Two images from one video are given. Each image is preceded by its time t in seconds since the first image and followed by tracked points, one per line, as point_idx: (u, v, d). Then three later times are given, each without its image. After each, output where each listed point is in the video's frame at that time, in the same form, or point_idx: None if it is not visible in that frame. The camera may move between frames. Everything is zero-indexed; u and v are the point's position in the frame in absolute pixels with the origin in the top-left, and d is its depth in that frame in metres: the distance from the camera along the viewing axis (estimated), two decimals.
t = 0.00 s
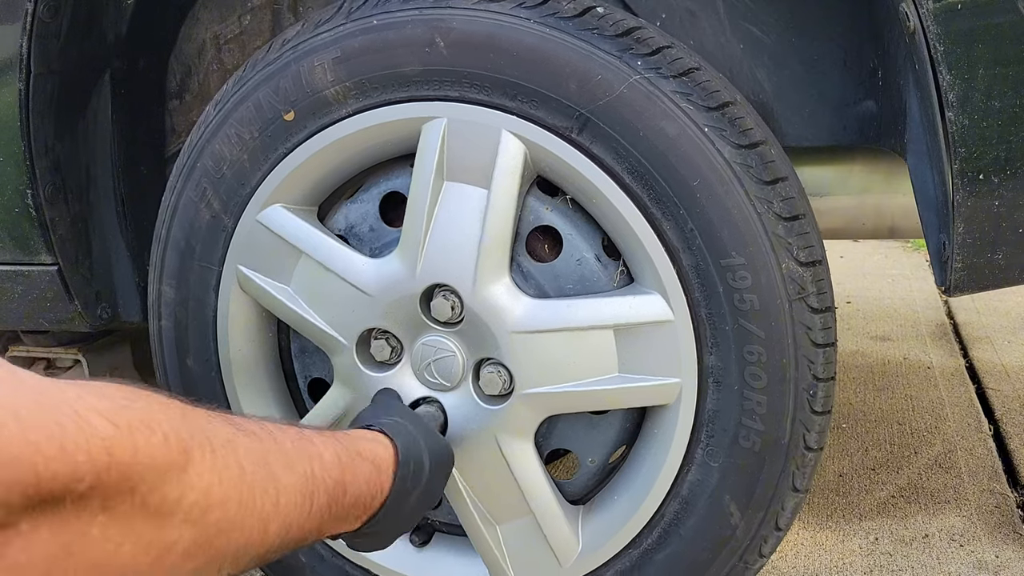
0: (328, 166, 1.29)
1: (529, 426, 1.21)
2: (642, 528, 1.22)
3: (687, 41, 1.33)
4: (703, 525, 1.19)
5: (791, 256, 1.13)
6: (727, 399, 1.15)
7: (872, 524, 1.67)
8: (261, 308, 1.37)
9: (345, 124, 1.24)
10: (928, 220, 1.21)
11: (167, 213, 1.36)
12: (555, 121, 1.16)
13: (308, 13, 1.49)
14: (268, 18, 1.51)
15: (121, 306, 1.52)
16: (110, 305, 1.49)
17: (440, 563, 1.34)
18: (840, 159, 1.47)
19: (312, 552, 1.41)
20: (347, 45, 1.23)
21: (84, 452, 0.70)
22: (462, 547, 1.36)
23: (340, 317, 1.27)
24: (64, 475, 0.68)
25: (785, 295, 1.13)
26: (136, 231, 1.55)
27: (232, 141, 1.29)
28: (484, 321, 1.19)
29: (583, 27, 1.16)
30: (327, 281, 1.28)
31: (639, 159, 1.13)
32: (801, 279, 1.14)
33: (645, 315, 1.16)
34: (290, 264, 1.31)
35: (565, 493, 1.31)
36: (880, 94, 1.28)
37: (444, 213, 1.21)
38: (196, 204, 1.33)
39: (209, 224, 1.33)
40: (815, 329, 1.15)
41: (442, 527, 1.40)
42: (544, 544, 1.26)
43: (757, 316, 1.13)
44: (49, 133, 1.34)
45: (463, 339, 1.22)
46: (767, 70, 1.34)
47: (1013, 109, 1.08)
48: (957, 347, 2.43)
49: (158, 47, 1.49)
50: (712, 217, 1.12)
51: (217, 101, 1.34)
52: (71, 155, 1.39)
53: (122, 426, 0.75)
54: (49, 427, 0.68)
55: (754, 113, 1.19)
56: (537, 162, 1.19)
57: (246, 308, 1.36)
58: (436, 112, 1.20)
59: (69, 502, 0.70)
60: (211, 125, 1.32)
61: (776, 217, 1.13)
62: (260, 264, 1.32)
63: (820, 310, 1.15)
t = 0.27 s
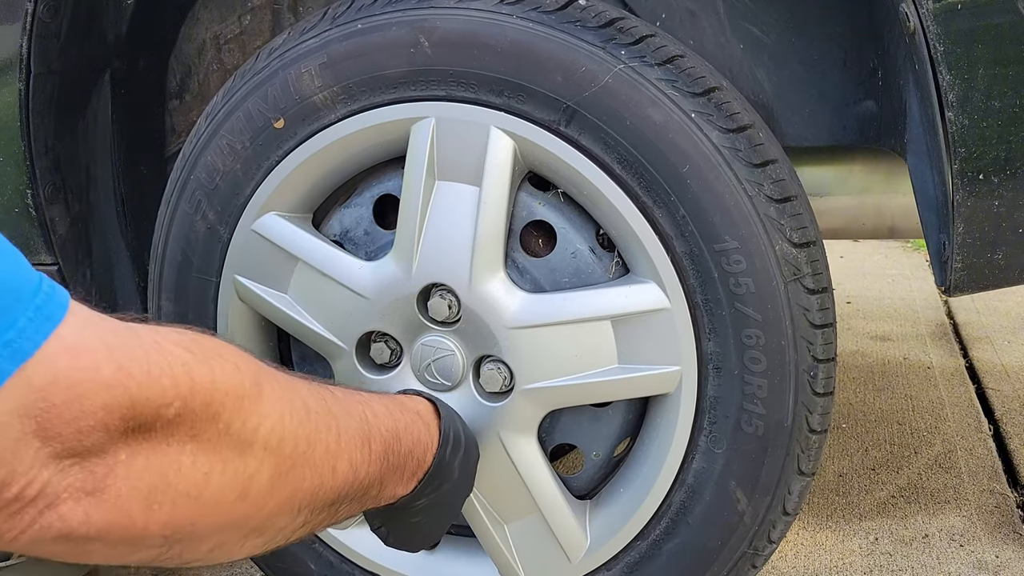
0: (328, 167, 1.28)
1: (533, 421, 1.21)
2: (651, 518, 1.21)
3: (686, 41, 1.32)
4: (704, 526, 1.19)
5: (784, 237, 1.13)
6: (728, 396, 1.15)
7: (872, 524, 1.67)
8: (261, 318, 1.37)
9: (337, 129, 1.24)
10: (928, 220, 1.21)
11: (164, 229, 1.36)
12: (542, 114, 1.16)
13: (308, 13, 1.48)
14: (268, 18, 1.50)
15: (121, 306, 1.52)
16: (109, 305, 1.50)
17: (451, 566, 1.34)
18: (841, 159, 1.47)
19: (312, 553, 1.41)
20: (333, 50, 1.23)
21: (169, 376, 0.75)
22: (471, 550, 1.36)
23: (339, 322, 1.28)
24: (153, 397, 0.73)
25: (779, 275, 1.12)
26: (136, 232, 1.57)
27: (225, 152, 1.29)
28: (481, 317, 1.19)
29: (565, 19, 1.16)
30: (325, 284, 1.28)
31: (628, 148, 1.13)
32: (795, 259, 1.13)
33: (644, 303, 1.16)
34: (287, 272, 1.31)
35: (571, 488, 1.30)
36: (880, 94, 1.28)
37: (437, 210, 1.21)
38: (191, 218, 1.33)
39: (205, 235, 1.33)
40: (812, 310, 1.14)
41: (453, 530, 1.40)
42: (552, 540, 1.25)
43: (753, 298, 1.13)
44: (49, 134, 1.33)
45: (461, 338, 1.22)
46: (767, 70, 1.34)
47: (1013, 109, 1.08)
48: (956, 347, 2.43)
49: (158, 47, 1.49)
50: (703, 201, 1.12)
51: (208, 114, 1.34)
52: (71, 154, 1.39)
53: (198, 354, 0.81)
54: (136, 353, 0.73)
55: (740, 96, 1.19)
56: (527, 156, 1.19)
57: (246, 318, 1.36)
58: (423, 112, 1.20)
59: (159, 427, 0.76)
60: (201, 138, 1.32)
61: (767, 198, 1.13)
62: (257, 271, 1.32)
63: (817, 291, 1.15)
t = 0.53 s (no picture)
0: (327, 167, 1.28)
1: (534, 418, 1.21)
2: (654, 514, 1.21)
3: (686, 41, 1.33)
4: (703, 526, 1.20)
5: (780, 229, 1.13)
6: (728, 392, 1.15)
7: (872, 524, 1.67)
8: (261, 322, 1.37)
9: (333, 131, 1.24)
10: (928, 220, 1.21)
11: (162, 236, 1.36)
12: (536, 111, 1.16)
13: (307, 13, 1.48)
14: (268, 18, 1.50)
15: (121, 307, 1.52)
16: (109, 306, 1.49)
17: (454, 566, 1.34)
18: (840, 159, 1.47)
19: (313, 553, 1.41)
20: (326, 53, 1.23)
21: (171, 374, 0.75)
22: (474, 550, 1.36)
23: (339, 322, 1.27)
24: (159, 393, 0.74)
25: (776, 265, 1.12)
26: (136, 232, 1.56)
27: (221, 157, 1.29)
28: (478, 315, 1.20)
29: (557, 17, 1.16)
30: (323, 284, 1.28)
31: (622, 143, 1.14)
32: (792, 250, 1.13)
33: (643, 299, 1.16)
34: (286, 275, 1.31)
35: (574, 485, 1.30)
36: (880, 94, 1.28)
37: (434, 208, 1.21)
38: (189, 223, 1.33)
39: (204, 241, 1.33)
40: (811, 301, 1.14)
41: (457, 530, 1.40)
42: (556, 537, 1.25)
43: (751, 290, 1.12)
44: (49, 134, 1.33)
45: (460, 338, 1.22)
46: (767, 70, 1.34)
47: (1013, 109, 1.08)
48: (957, 347, 2.43)
49: (158, 47, 1.49)
50: (698, 194, 1.12)
51: (203, 120, 1.33)
52: (71, 154, 1.38)
53: (200, 351, 0.81)
54: (141, 351, 0.73)
55: (733, 88, 1.19)
56: (522, 154, 1.19)
57: (246, 321, 1.36)
58: (417, 112, 1.20)
59: (163, 425, 0.76)
60: (197, 145, 1.32)
61: (763, 190, 1.13)
62: (256, 273, 1.32)
63: (815, 282, 1.15)
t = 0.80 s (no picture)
0: (328, 167, 1.28)
1: (534, 418, 1.21)
2: (655, 514, 1.21)
3: (686, 42, 1.33)
4: (703, 526, 1.20)
5: (780, 228, 1.13)
6: (728, 391, 1.15)
7: (872, 524, 1.67)
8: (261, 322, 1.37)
9: (333, 132, 1.24)
10: (928, 220, 1.21)
11: (162, 237, 1.36)
12: (535, 111, 1.16)
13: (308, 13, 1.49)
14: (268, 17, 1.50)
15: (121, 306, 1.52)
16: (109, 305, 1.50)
17: (454, 566, 1.34)
18: (840, 159, 1.47)
19: (312, 553, 1.41)
20: (326, 54, 1.23)
21: (178, 354, 0.76)
22: (474, 550, 1.36)
23: (339, 322, 1.28)
24: (164, 371, 0.74)
25: (776, 264, 1.12)
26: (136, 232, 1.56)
27: (220, 158, 1.29)
28: (478, 315, 1.20)
29: (556, 16, 1.16)
30: (323, 284, 1.28)
31: (621, 143, 1.14)
32: (792, 249, 1.13)
33: (642, 297, 1.16)
34: (285, 276, 1.31)
35: (575, 485, 1.30)
36: (881, 94, 1.28)
37: (433, 208, 1.21)
38: (189, 224, 1.33)
39: (204, 242, 1.33)
40: (811, 300, 1.14)
41: (457, 530, 1.40)
42: (556, 537, 1.25)
43: (750, 289, 1.12)
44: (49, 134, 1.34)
45: (460, 338, 1.22)
46: (767, 70, 1.34)
47: (1013, 109, 1.08)
48: (957, 347, 2.43)
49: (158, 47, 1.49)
50: (698, 193, 1.12)
51: (202, 121, 1.33)
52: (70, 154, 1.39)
53: (203, 334, 0.82)
54: (149, 329, 0.74)
55: (732, 87, 1.19)
56: (522, 154, 1.19)
57: (246, 322, 1.36)
58: (417, 113, 1.20)
59: (164, 405, 0.77)
60: (196, 145, 1.31)
61: (763, 189, 1.13)
62: (255, 273, 1.33)
63: (815, 281, 1.15)
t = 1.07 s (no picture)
0: (328, 167, 1.28)
1: (534, 418, 1.21)
2: (655, 513, 1.21)
3: (686, 41, 1.33)
4: (703, 526, 1.20)
5: (780, 227, 1.13)
6: (728, 391, 1.15)
7: (872, 524, 1.67)
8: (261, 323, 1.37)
9: (332, 133, 1.24)
10: (928, 220, 1.20)
11: (162, 237, 1.36)
12: (534, 111, 1.16)
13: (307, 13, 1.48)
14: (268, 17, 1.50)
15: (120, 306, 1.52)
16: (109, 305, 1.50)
17: (455, 567, 1.34)
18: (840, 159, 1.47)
19: (312, 553, 1.41)
20: (325, 56, 1.23)
21: (240, 386, 0.74)
22: (475, 550, 1.36)
23: (339, 323, 1.28)
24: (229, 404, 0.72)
25: (776, 264, 1.12)
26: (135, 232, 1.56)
27: (219, 159, 1.29)
28: (478, 314, 1.20)
29: (555, 16, 1.16)
30: (323, 285, 1.28)
31: (621, 142, 1.14)
32: (792, 248, 1.13)
33: (642, 296, 1.16)
34: (285, 276, 1.31)
35: (575, 484, 1.30)
36: (881, 94, 1.28)
37: (433, 208, 1.21)
38: (188, 225, 1.33)
39: (203, 243, 1.33)
40: (810, 299, 1.14)
41: (458, 530, 1.40)
42: (557, 538, 1.25)
43: (750, 288, 1.12)
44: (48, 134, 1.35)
45: (460, 338, 1.22)
46: (767, 70, 1.34)
47: (1013, 109, 1.08)
48: (957, 347, 2.43)
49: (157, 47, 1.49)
50: (698, 192, 1.12)
51: (202, 122, 1.33)
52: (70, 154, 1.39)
53: (263, 363, 0.79)
54: (213, 362, 0.72)
55: (732, 87, 1.19)
56: (521, 155, 1.19)
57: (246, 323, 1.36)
58: (416, 113, 1.20)
59: (227, 436, 0.74)
60: (196, 146, 1.31)
61: (762, 188, 1.13)
62: (255, 274, 1.33)
63: (815, 279, 1.15)
